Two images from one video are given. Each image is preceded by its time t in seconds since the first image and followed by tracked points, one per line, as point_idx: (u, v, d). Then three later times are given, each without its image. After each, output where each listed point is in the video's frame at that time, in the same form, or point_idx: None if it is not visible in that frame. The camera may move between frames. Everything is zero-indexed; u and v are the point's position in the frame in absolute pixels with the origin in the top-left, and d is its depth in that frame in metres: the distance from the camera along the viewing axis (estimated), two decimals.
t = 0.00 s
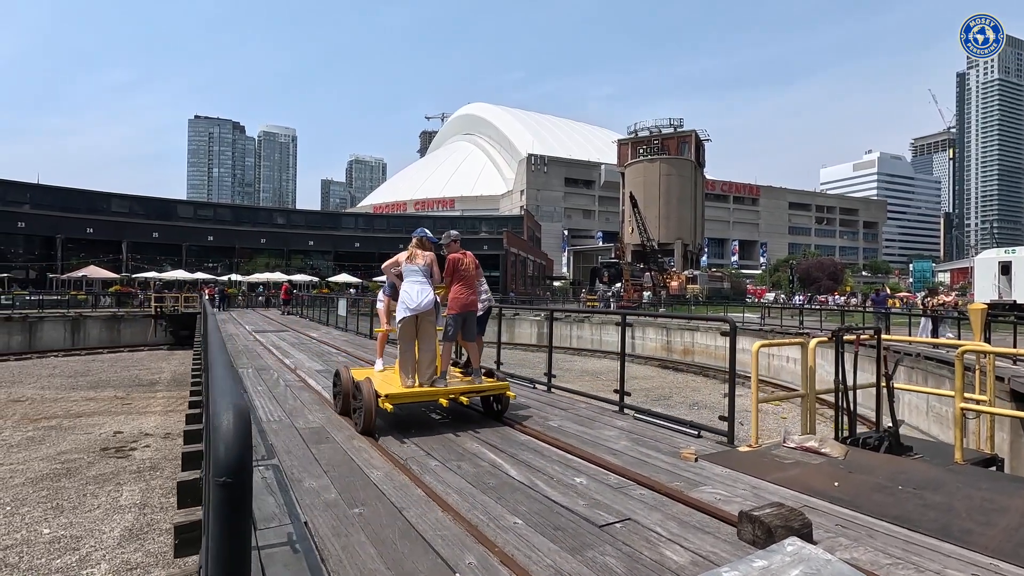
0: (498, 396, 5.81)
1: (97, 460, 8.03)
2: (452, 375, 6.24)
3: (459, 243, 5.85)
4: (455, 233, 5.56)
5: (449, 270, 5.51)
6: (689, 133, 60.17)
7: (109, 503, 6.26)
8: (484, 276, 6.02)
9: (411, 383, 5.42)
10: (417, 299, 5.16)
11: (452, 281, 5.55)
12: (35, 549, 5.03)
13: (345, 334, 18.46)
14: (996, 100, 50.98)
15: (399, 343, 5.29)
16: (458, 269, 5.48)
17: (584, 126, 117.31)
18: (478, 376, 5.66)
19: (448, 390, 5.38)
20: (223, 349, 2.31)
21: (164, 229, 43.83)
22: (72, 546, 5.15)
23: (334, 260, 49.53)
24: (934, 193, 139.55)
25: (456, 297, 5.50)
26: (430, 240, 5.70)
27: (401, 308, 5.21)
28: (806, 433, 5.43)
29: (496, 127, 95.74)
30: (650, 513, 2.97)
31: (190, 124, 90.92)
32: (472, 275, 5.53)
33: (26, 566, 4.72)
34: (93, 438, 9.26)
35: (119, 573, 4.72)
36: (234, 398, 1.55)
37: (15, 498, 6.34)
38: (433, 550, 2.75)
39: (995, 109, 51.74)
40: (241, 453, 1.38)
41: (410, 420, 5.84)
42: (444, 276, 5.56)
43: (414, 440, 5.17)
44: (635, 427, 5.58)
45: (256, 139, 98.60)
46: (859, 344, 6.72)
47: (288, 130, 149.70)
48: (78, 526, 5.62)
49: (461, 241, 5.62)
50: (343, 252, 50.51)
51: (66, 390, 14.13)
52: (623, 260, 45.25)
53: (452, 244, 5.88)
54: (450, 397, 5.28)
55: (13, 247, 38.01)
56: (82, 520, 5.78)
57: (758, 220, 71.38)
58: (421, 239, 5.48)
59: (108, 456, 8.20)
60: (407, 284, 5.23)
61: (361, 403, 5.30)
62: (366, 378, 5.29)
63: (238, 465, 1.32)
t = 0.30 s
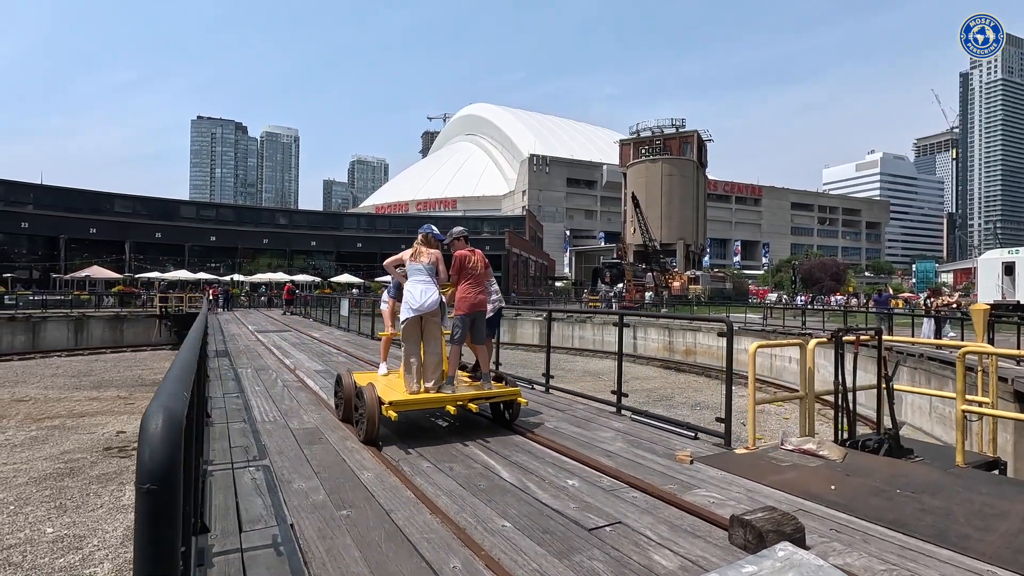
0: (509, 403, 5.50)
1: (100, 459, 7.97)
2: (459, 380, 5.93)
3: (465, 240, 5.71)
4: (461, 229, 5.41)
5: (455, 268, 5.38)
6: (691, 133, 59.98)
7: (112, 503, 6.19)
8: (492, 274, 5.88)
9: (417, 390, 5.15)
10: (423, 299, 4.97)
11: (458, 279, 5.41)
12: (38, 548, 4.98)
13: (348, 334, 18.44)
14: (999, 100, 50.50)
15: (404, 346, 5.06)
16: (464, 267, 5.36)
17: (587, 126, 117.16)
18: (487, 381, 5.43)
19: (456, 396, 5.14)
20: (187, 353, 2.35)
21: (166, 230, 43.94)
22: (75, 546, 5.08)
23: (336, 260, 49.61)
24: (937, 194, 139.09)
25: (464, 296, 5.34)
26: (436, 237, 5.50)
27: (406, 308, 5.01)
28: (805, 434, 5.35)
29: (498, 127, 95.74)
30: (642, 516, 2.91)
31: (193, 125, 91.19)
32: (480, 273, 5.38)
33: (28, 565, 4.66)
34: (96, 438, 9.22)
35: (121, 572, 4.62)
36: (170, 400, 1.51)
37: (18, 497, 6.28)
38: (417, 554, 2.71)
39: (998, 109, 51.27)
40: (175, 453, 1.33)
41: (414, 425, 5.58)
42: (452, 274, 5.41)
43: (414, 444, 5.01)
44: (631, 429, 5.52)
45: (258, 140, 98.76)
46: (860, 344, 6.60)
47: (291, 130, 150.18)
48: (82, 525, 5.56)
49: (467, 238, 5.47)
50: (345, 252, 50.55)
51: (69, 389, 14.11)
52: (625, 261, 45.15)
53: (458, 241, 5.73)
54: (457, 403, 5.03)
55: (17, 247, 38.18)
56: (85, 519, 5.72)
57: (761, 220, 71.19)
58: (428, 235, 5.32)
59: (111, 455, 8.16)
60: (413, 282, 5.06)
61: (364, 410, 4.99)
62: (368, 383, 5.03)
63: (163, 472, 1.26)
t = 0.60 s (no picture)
0: (519, 410, 5.15)
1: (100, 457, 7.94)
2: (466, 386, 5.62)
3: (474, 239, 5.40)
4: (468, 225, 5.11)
5: (461, 267, 5.07)
6: (694, 133, 59.85)
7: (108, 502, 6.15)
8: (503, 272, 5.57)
9: (421, 396, 4.85)
10: (428, 301, 4.71)
11: (464, 280, 5.11)
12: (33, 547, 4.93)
13: (349, 333, 18.38)
14: (1003, 100, 50.22)
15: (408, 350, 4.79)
16: (470, 266, 5.05)
17: (589, 126, 117.11)
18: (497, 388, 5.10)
19: (464, 403, 4.83)
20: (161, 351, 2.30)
21: (169, 230, 43.98)
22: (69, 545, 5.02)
23: (338, 260, 49.59)
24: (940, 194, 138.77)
25: (470, 297, 5.04)
26: (441, 236, 5.24)
27: (410, 310, 4.76)
28: (804, 436, 5.27)
29: (500, 127, 95.69)
30: (634, 519, 2.85)
31: (196, 126, 91.41)
32: (487, 272, 5.06)
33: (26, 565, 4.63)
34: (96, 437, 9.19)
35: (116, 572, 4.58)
36: (107, 393, 1.33)
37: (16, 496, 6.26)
38: (402, 560, 2.66)
39: (1001, 109, 50.99)
40: (99, 449, 1.13)
41: (420, 432, 5.27)
42: (457, 274, 5.12)
43: (417, 452, 4.70)
44: (627, 430, 5.42)
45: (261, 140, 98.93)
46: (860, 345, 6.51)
47: (294, 131, 150.46)
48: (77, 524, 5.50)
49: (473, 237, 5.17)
50: (346, 253, 50.55)
51: (71, 389, 14.10)
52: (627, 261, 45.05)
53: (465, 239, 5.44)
54: (464, 410, 4.73)
55: (20, 247, 38.30)
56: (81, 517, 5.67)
57: (763, 221, 71.01)
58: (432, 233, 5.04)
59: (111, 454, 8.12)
60: (416, 282, 4.84)
61: (365, 417, 4.71)
62: (370, 391, 4.74)
63: (84, 474, 1.08)
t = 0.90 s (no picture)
0: (529, 417, 4.76)
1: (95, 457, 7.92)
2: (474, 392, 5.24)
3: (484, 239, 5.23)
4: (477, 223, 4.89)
5: (470, 267, 4.86)
6: (695, 133, 60.15)
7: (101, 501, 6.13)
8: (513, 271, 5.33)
9: (426, 404, 4.49)
10: (437, 303, 4.37)
11: (473, 280, 4.89)
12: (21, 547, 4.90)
13: (351, 333, 18.34)
14: (1007, 99, 50.01)
15: (413, 355, 4.42)
16: (480, 266, 4.84)
17: (590, 126, 117.05)
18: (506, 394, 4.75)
19: (471, 410, 4.46)
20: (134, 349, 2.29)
21: (172, 230, 44.02)
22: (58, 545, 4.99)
23: (340, 260, 49.55)
24: (943, 194, 138.47)
25: (479, 298, 4.80)
26: (447, 232, 4.96)
27: (417, 311, 4.40)
28: (801, 438, 5.17)
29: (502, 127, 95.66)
30: (624, 522, 2.80)
31: (198, 126, 91.53)
32: (497, 272, 4.85)
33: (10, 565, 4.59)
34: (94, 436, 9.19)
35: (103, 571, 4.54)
36: (47, 390, 1.28)
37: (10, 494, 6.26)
38: (386, 564, 2.60)
39: (1005, 108, 50.77)
40: (13, 453, 1.06)
41: (423, 438, 4.95)
42: (465, 275, 4.89)
43: (420, 460, 4.36)
44: (622, 431, 5.33)
45: (263, 141, 99.02)
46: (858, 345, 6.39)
47: (296, 131, 150.57)
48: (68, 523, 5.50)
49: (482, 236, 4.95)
50: (348, 252, 50.53)
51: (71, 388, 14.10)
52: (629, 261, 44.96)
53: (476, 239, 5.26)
54: (469, 418, 4.36)
55: (24, 247, 38.35)
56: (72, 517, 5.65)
57: (765, 220, 70.89)
58: (439, 231, 4.79)
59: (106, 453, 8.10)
60: (422, 283, 4.49)
61: (365, 424, 4.33)
62: (370, 397, 4.38)
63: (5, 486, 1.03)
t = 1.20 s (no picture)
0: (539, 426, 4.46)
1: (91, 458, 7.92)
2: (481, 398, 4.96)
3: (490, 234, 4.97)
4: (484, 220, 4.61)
5: (477, 266, 4.58)
6: (698, 134, 59.81)
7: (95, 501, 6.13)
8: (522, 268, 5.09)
9: (429, 412, 4.19)
10: (443, 303, 4.06)
11: (479, 280, 4.61)
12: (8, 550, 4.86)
13: (353, 334, 18.30)
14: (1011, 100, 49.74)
15: (417, 360, 4.12)
16: (487, 265, 4.57)
17: (592, 126, 116.89)
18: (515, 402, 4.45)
19: (477, 419, 4.17)
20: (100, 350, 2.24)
21: (174, 230, 44.06)
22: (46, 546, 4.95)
23: (342, 260, 49.53)
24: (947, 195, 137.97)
25: (485, 298, 4.54)
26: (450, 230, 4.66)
27: (421, 313, 4.08)
28: (799, 440, 5.05)
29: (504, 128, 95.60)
30: (614, 526, 2.74)
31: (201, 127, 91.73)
32: (504, 272, 4.59)
33: None
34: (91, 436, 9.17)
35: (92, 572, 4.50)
36: None
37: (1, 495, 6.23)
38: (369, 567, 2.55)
39: (1009, 109, 50.50)
40: None
41: (424, 444, 4.67)
42: (471, 275, 4.60)
43: (421, 469, 4.09)
44: (618, 433, 5.25)
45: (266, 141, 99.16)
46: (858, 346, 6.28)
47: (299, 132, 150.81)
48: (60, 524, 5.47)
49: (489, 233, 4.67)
50: (351, 253, 50.50)
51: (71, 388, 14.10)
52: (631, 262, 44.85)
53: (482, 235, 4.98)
54: (475, 428, 4.06)
55: (27, 247, 38.43)
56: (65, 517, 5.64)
57: (768, 221, 70.67)
58: (444, 227, 4.49)
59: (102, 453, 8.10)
60: (427, 283, 4.18)
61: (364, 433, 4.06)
62: (370, 404, 4.05)
63: None
